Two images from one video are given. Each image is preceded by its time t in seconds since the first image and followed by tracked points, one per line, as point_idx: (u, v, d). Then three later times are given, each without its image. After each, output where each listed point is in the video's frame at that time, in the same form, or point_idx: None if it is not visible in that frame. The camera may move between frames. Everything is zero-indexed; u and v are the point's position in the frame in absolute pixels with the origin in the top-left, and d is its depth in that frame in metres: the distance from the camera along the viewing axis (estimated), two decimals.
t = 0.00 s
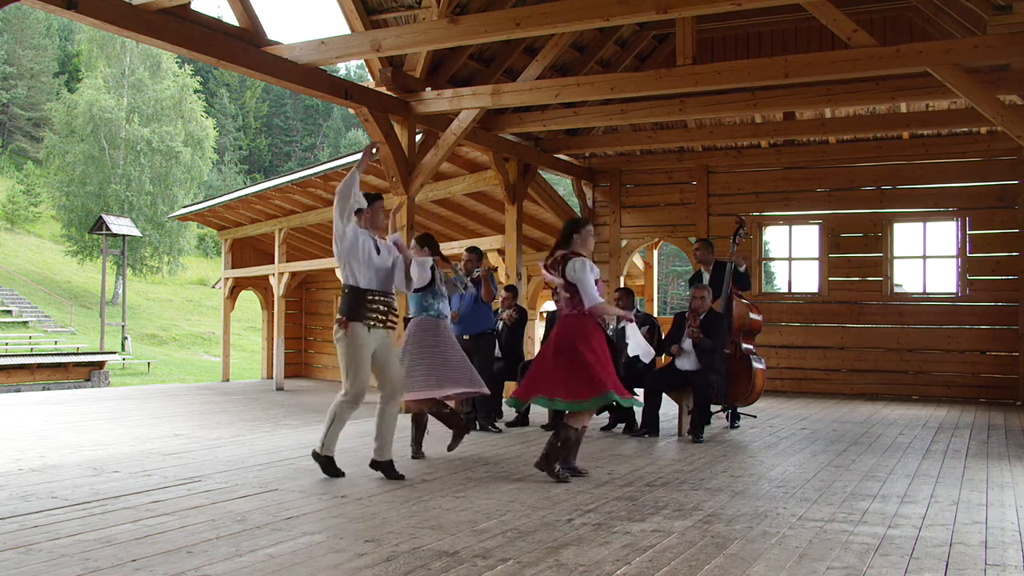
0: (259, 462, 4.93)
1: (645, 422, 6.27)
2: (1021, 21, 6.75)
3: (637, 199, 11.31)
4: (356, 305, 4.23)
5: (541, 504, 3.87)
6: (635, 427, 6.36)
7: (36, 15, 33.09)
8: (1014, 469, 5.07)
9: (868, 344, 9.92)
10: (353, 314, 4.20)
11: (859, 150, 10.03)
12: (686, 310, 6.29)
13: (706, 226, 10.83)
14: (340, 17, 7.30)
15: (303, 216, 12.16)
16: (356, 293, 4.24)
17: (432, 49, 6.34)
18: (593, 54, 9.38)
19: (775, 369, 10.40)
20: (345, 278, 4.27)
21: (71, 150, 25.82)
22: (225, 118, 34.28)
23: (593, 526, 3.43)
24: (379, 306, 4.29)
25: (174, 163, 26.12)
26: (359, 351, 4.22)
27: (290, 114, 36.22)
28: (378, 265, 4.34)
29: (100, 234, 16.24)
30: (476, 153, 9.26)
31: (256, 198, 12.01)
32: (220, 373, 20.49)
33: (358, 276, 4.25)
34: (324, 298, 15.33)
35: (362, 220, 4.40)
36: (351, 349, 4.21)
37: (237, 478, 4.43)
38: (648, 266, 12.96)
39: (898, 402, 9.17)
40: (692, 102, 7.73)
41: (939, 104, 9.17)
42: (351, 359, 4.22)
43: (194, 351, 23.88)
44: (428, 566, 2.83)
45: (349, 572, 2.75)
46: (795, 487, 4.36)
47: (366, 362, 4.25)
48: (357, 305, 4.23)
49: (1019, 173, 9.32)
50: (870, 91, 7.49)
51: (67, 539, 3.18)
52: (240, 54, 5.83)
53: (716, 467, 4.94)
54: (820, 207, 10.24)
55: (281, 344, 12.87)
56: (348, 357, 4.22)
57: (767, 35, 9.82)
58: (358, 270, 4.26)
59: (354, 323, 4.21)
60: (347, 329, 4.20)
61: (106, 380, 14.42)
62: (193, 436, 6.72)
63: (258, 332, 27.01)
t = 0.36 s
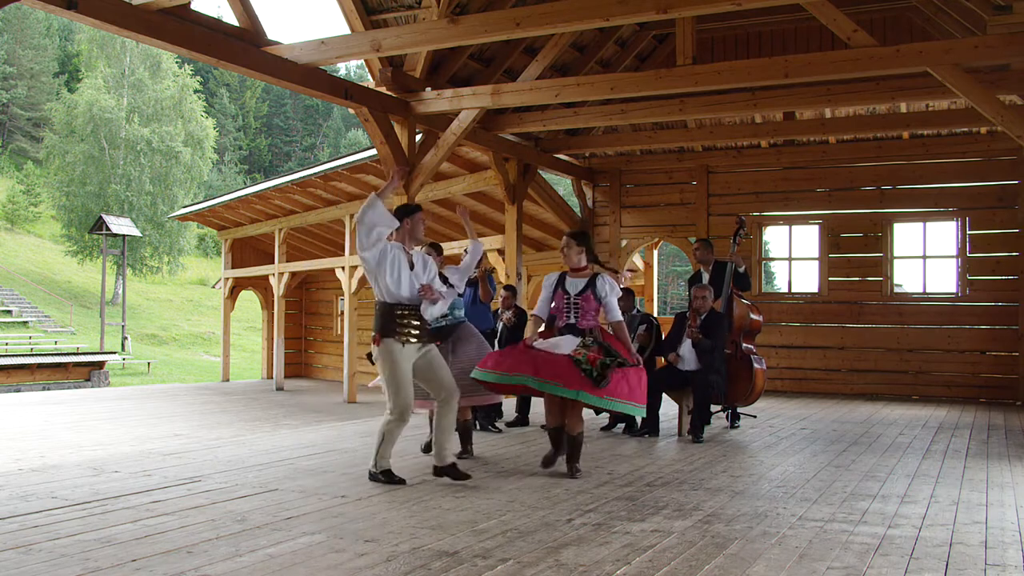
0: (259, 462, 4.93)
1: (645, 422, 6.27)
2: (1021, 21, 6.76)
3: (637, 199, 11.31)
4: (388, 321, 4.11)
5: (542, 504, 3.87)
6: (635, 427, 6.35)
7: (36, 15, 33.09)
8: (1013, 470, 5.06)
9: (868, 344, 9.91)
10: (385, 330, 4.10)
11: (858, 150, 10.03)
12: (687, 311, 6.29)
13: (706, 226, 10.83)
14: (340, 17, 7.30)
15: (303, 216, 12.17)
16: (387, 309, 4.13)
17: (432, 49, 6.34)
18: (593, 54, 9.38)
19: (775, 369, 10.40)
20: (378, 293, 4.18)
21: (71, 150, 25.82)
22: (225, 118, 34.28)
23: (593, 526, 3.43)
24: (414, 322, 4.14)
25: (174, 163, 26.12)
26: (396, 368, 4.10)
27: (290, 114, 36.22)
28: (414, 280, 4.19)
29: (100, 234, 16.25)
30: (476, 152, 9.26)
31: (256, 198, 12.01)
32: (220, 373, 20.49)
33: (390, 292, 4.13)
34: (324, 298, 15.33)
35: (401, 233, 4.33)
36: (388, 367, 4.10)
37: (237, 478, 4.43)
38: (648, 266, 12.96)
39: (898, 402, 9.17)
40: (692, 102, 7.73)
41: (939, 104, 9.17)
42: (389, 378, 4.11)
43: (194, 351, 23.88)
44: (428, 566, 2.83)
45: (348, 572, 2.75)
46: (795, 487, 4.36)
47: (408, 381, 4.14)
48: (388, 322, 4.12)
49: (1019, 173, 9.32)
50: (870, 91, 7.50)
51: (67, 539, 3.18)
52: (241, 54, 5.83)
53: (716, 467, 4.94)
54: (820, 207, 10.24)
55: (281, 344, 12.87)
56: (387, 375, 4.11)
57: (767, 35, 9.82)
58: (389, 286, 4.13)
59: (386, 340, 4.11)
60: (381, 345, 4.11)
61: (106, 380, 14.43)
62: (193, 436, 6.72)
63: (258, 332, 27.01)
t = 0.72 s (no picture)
0: (259, 462, 4.93)
1: (645, 422, 6.27)
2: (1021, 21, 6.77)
3: (637, 199, 11.32)
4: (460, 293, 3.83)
5: (542, 504, 3.87)
6: (635, 427, 6.35)
7: (36, 15, 33.08)
8: (1014, 469, 5.06)
9: (868, 344, 9.91)
10: (456, 304, 3.81)
11: (858, 150, 10.03)
12: (687, 311, 6.29)
13: (706, 226, 10.82)
14: (340, 17, 7.30)
15: (303, 216, 12.16)
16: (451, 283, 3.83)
17: (432, 49, 6.34)
18: (594, 54, 9.38)
19: (775, 369, 10.40)
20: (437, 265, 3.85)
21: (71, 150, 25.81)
22: (225, 118, 34.27)
23: (594, 526, 3.43)
24: (484, 292, 3.89)
25: (174, 163, 26.12)
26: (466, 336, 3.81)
27: (290, 114, 36.22)
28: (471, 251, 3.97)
29: (100, 234, 16.25)
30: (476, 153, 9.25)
31: (256, 198, 12.01)
32: (220, 373, 20.49)
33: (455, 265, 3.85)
34: (324, 299, 15.33)
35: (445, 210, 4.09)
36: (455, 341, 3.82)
37: (237, 478, 4.43)
38: (648, 266, 12.95)
39: (898, 402, 9.17)
40: (692, 102, 7.73)
41: (939, 104, 9.17)
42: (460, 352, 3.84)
43: (194, 351, 23.89)
44: (428, 566, 2.83)
45: (349, 573, 2.75)
46: (795, 487, 4.36)
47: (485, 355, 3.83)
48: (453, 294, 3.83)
49: (1019, 173, 9.32)
50: (870, 91, 7.50)
51: (67, 539, 3.18)
52: (241, 54, 5.83)
53: (716, 467, 4.94)
54: (820, 208, 10.24)
55: (281, 344, 12.87)
56: (458, 349, 3.83)
57: (767, 35, 9.82)
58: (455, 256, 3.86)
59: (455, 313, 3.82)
60: (452, 319, 3.82)
61: (106, 380, 14.43)
62: (193, 436, 6.72)
63: (258, 332, 27.02)
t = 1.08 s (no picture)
0: (258, 462, 4.93)
1: (645, 422, 6.27)
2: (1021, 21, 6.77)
3: (637, 199, 11.32)
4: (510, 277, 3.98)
5: (542, 504, 3.87)
6: (635, 427, 6.35)
7: (36, 15, 33.08)
8: (1014, 469, 5.06)
9: (868, 344, 9.91)
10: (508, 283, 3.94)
11: (858, 150, 10.03)
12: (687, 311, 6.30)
13: (706, 226, 10.82)
14: (340, 17, 7.30)
15: (303, 215, 12.17)
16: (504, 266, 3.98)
17: (432, 49, 6.34)
18: (594, 54, 9.38)
19: (775, 369, 10.40)
20: (491, 249, 4.00)
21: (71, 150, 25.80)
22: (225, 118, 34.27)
23: (593, 526, 3.43)
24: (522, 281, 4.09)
25: (174, 163, 26.11)
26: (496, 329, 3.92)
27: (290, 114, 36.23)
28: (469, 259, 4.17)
29: (100, 234, 16.25)
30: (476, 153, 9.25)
31: (256, 198, 12.01)
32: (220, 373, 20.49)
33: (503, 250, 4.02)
34: (324, 299, 15.33)
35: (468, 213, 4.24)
36: (484, 331, 3.97)
37: (237, 478, 4.43)
38: (648, 266, 12.95)
39: (899, 402, 9.17)
40: (692, 102, 7.73)
41: (939, 104, 9.17)
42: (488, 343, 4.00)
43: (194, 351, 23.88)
44: (428, 566, 2.83)
45: (349, 573, 2.76)
46: (795, 487, 4.36)
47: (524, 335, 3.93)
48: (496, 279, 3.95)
49: (1019, 174, 9.31)
50: (870, 91, 7.50)
51: (67, 539, 3.18)
52: (241, 54, 5.83)
53: (716, 467, 4.94)
54: (820, 208, 10.24)
55: (281, 344, 12.87)
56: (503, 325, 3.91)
57: (767, 35, 9.82)
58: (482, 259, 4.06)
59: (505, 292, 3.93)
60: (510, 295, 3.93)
61: (106, 380, 14.43)
62: (193, 436, 6.72)
63: (258, 333, 27.02)
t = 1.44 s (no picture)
0: (258, 462, 4.93)
1: (645, 422, 6.27)
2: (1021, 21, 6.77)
3: (637, 199, 11.32)
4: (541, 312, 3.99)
5: (542, 504, 3.87)
6: (635, 427, 6.36)
7: (36, 15, 33.06)
8: (1014, 469, 5.06)
9: (868, 344, 9.91)
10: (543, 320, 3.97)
11: (859, 150, 10.03)
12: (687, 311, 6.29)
13: (706, 226, 10.82)
14: (340, 17, 7.30)
15: (303, 215, 12.17)
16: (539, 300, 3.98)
17: (432, 49, 6.34)
18: (594, 54, 9.38)
19: (775, 369, 10.40)
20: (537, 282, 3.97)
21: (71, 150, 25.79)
22: (225, 118, 34.27)
23: (594, 526, 3.43)
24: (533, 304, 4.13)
25: (174, 163, 26.11)
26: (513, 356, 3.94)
27: (290, 114, 36.23)
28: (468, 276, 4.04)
29: (100, 234, 16.25)
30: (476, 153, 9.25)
31: (256, 198, 12.01)
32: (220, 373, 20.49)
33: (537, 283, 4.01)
34: (323, 299, 15.34)
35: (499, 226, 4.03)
36: (505, 359, 3.96)
37: (237, 478, 4.43)
38: (648, 266, 12.95)
39: (898, 402, 9.17)
40: (692, 102, 7.73)
41: (939, 104, 9.17)
42: (504, 370, 3.99)
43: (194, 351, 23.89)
44: (428, 566, 2.83)
45: (349, 572, 2.76)
46: (795, 487, 4.36)
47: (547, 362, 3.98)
48: (529, 315, 3.92)
49: (1019, 173, 9.31)
50: (870, 91, 7.50)
51: (67, 538, 3.18)
52: (241, 54, 5.83)
53: (716, 467, 4.94)
54: (820, 208, 10.24)
55: (281, 344, 12.87)
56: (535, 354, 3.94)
57: (767, 35, 9.82)
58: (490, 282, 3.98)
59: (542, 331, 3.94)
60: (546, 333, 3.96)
61: (106, 380, 14.43)
62: (193, 436, 6.72)
63: (258, 332, 27.02)
